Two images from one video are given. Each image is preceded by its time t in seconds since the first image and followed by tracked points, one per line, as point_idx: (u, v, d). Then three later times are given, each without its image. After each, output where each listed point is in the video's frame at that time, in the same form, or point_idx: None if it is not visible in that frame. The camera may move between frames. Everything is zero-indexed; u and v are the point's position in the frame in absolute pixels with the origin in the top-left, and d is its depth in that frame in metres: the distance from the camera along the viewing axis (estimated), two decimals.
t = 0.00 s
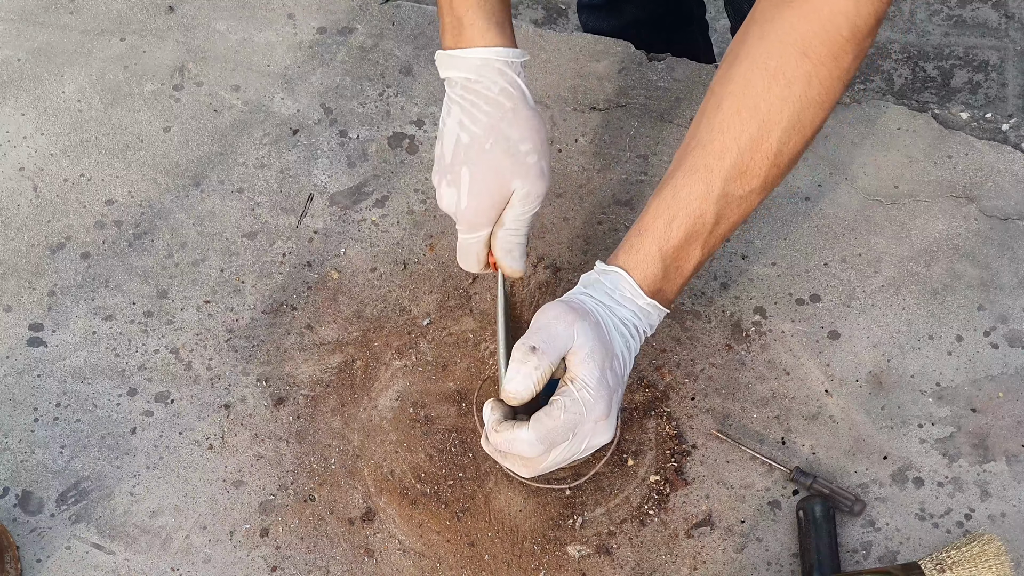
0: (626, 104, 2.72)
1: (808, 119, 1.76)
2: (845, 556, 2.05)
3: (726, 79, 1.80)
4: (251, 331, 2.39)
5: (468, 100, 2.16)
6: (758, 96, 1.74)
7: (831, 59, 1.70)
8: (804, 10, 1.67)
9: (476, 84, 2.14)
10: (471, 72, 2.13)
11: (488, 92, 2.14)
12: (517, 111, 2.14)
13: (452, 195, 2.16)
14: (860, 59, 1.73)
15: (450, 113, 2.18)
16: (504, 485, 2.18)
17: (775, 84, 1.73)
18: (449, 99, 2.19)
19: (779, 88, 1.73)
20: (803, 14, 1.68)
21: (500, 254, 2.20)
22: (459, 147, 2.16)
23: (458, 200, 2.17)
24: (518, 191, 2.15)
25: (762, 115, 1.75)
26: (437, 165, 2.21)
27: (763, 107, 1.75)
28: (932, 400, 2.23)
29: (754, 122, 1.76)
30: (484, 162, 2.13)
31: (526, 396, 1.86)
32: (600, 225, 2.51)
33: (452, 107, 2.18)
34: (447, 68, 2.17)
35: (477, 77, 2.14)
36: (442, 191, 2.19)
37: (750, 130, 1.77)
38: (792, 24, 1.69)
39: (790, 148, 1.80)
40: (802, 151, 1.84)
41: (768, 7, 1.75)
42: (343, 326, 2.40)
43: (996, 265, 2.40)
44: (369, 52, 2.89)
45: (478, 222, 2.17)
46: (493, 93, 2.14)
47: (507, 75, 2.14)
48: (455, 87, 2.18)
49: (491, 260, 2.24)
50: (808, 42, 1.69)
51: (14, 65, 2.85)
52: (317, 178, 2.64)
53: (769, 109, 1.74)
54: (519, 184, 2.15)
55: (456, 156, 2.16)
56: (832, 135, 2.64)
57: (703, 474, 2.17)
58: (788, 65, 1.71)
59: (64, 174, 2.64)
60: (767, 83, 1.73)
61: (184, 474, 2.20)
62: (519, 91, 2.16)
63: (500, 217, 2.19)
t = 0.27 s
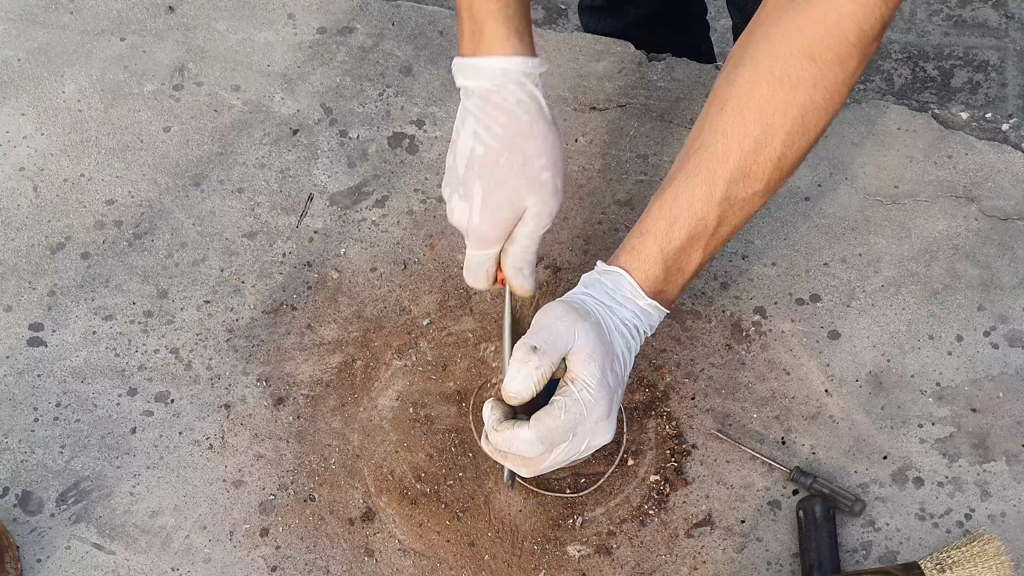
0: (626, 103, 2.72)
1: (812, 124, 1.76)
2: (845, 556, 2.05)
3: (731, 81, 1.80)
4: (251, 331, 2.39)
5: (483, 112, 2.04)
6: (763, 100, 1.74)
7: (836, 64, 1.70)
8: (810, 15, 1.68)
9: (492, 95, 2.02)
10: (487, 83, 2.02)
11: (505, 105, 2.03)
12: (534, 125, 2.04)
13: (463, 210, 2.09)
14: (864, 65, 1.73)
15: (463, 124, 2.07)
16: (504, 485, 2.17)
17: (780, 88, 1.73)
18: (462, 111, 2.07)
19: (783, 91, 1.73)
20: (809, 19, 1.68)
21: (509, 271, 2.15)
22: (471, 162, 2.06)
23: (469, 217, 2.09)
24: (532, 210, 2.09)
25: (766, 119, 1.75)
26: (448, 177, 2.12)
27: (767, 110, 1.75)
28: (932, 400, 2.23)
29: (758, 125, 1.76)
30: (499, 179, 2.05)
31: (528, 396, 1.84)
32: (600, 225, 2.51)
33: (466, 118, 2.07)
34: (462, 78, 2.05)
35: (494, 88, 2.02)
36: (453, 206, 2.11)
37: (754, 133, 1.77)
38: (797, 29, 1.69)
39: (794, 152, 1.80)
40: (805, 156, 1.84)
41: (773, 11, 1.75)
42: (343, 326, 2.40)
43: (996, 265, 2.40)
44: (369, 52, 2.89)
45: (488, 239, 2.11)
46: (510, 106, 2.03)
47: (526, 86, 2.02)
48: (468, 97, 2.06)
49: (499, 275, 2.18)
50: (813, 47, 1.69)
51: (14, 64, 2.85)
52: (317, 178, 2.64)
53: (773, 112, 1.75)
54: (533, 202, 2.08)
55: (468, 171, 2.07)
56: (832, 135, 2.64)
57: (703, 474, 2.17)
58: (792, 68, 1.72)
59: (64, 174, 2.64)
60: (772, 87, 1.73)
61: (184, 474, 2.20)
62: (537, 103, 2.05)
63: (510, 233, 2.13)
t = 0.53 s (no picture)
0: (626, 103, 2.72)
1: (815, 129, 1.77)
2: (845, 556, 2.05)
3: (736, 85, 1.80)
4: (251, 331, 2.39)
5: (523, 62, 2.11)
6: (767, 104, 1.75)
7: (841, 70, 1.71)
8: (816, 20, 1.69)
9: (534, 47, 2.10)
10: (529, 35, 2.10)
11: (546, 58, 2.10)
12: (572, 78, 2.11)
13: (499, 156, 2.15)
14: (869, 72, 1.74)
15: (503, 76, 2.14)
16: (504, 485, 2.18)
17: (785, 93, 1.73)
18: (502, 63, 2.15)
19: (789, 96, 1.73)
20: (816, 25, 1.69)
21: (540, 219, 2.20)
22: (509, 108, 2.12)
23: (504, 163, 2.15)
24: (566, 159, 2.15)
25: (771, 123, 1.76)
26: (484, 126, 2.18)
27: (771, 115, 1.75)
28: (932, 400, 2.23)
29: (762, 129, 1.76)
30: (535, 127, 2.11)
31: (528, 397, 1.84)
32: (600, 225, 2.51)
33: (506, 68, 2.14)
34: (503, 32, 2.14)
35: (535, 41, 2.10)
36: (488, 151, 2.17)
37: (758, 137, 1.77)
38: (803, 34, 1.70)
39: (797, 156, 1.81)
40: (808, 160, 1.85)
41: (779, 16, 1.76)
42: (343, 326, 2.40)
43: (996, 265, 2.40)
44: (368, 52, 2.89)
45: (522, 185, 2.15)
46: (550, 58, 2.10)
47: (567, 41, 2.11)
48: (509, 49, 2.14)
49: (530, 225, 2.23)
50: (819, 53, 1.70)
51: (14, 64, 2.85)
52: (317, 178, 2.64)
53: (777, 117, 1.75)
54: (567, 152, 2.14)
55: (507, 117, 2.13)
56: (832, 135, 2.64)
57: (703, 474, 2.17)
58: (798, 73, 1.72)
59: (64, 174, 2.64)
60: (777, 91, 1.74)
61: (184, 474, 2.20)
62: (576, 60, 2.12)
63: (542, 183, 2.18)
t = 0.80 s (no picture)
0: (626, 103, 2.72)
1: (815, 128, 1.77)
2: (845, 556, 2.05)
3: (735, 84, 1.80)
4: (250, 331, 2.39)
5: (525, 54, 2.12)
6: (767, 103, 1.74)
7: (839, 68, 1.71)
8: (814, 19, 1.69)
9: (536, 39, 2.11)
10: (531, 29, 2.10)
11: (548, 49, 2.10)
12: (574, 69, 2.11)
13: (499, 145, 2.15)
14: (868, 70, 1.74)
15: (505, 66, 2.15)
16: (504, 485, 2.17)
17: (784, 91, 1.73)
18: (504, 54, 2.16)
19: (787, 95, 1.73)
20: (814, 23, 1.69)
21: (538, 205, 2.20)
22: (511, 97, 2.13)
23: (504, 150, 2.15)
24: (566, 149, 2.15)
25: (770, 122, 1.75)
26: (486, 114, 2.19)
27: (770, 114, 1.75)
28: (932, 400, 2.23)
29: (761, 128, 1.76)
30: (536, 117, 2.11)
31: (528, 398, 1.84)
32: (600, 225, 2.51)
33: (507, 61, 2.14)
34: (505, 27, 2.14)
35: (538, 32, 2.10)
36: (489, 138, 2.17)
37: (758, 137, 1.76)
38: (802, 33, 1.70)
39: (797, 155, 1.80)
40: (808, 159, 1.84)
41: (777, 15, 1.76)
42: (343, 325, 2.40)
43: (996, 265, 2.40)
44: (368, 52, 2.89)
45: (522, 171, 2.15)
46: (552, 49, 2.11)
47: (570, 33, 2.11)
48: (512, 42, 2.14)
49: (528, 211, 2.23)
50: (817, 51, 1.69)
51: (14, 65, 2.85)
52: (317, 178, 2.64)
53: (777, 116, 1.75)
54: (568, 141, 2.13)
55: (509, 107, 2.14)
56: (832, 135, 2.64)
57: (703, 474, 2.17)
58: (796, 72, 1.72)
59: (64, 174, 2.64)
60: (776, 90, 1.73)
61: (184, 474, 2.20)
62: (578, 52, 2.13)
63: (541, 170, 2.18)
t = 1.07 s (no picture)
0: (626, 103, 2.72)
1: (818, 127, 1.75)
2: (845, 556, 2.05)
3: (736, 84, 1.79)
4: (250, 331, 2.39)
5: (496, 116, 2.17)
6: (768, 103, 1.74)
7: (841, 67, 1.69)
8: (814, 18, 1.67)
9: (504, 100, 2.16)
10: (504, 89, 2.14)
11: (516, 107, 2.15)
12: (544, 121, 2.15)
13: (475, 209, 2.16)
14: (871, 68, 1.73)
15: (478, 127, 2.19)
16: (504, 485, 2.17)
17: (786, 91, 1.72)
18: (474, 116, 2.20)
19: (789, 94, 1.72)
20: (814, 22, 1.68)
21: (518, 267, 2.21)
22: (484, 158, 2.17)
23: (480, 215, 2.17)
24: (543, 205, 2.17)
25: (772, 122, 1.75)
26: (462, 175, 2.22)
27: (773, 113, 1.74)
28: (932, 400, 2.23)
29: (764, 127, 1.75)
30: (512, 177, 2.14)
31: (528, 397, 1.85)
32: (600, 225, 2.51)
33: (478, 124, 2.18)
34: (475, 87, 2.19)
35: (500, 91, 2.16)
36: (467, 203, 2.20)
37: (759, 136, 1.76)
38: (803, 32, 1.69)
39: (799, 153, 1.79)
40: (811, 159, 1.83)
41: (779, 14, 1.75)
42: (343, 325, 2.40)
43: (996, 265, 2.40)
44: (369, 52, 2.88)
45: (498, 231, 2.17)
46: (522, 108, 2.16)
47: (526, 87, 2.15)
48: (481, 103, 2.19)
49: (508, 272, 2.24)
50: (819, 50, 1.68)
51: (14, 65, 2.85)
52: (317, 178, 2.64)
53: (779, 115, 1.74)
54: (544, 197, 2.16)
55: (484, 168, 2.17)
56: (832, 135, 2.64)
57: (703, 474, 2.17)
58: (798, 72, 1.71)
59: (64, 174, 2.64)
60: (778, 90, 1.73)
61: (184, 474, 2.20)
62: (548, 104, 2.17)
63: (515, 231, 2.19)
